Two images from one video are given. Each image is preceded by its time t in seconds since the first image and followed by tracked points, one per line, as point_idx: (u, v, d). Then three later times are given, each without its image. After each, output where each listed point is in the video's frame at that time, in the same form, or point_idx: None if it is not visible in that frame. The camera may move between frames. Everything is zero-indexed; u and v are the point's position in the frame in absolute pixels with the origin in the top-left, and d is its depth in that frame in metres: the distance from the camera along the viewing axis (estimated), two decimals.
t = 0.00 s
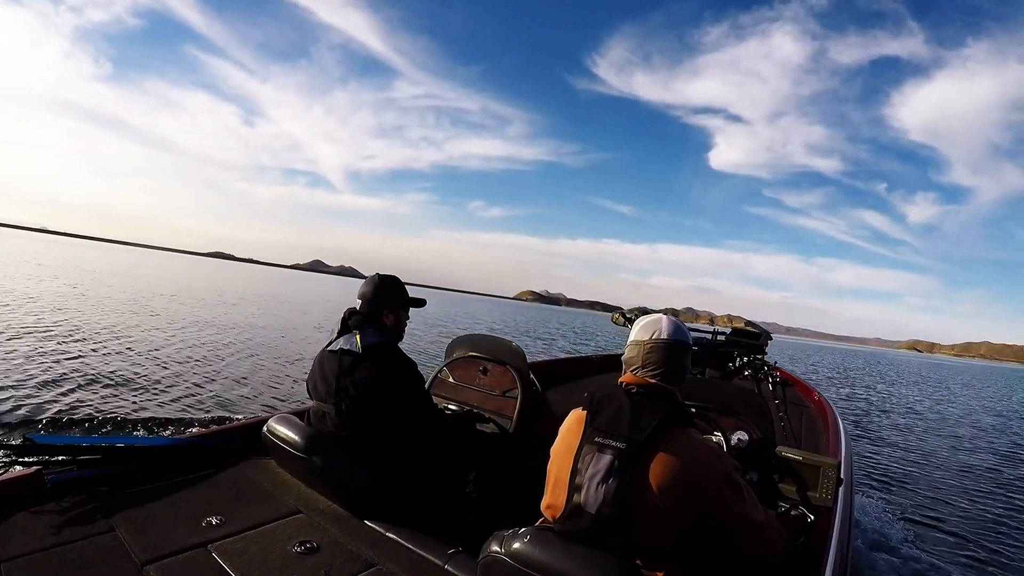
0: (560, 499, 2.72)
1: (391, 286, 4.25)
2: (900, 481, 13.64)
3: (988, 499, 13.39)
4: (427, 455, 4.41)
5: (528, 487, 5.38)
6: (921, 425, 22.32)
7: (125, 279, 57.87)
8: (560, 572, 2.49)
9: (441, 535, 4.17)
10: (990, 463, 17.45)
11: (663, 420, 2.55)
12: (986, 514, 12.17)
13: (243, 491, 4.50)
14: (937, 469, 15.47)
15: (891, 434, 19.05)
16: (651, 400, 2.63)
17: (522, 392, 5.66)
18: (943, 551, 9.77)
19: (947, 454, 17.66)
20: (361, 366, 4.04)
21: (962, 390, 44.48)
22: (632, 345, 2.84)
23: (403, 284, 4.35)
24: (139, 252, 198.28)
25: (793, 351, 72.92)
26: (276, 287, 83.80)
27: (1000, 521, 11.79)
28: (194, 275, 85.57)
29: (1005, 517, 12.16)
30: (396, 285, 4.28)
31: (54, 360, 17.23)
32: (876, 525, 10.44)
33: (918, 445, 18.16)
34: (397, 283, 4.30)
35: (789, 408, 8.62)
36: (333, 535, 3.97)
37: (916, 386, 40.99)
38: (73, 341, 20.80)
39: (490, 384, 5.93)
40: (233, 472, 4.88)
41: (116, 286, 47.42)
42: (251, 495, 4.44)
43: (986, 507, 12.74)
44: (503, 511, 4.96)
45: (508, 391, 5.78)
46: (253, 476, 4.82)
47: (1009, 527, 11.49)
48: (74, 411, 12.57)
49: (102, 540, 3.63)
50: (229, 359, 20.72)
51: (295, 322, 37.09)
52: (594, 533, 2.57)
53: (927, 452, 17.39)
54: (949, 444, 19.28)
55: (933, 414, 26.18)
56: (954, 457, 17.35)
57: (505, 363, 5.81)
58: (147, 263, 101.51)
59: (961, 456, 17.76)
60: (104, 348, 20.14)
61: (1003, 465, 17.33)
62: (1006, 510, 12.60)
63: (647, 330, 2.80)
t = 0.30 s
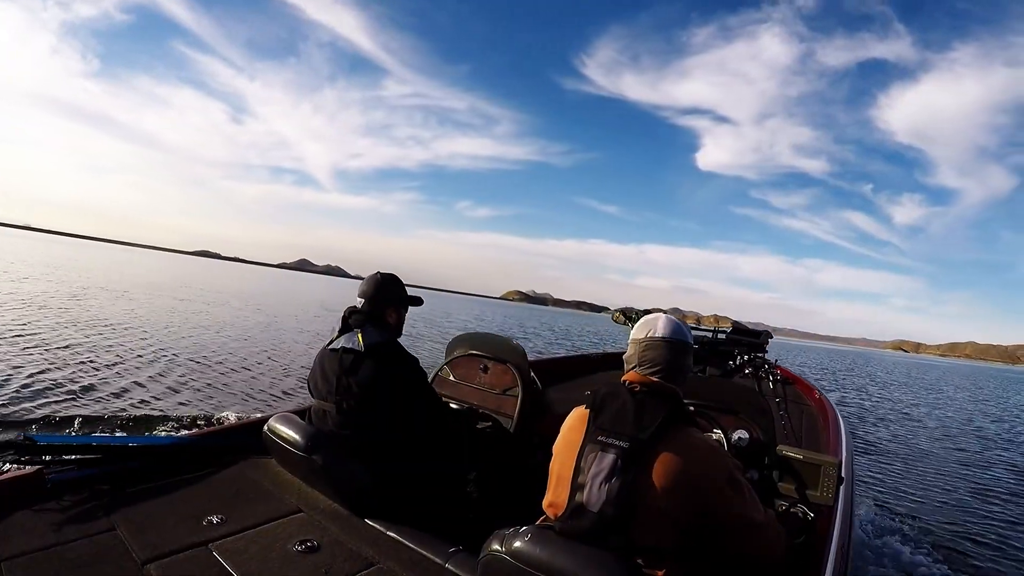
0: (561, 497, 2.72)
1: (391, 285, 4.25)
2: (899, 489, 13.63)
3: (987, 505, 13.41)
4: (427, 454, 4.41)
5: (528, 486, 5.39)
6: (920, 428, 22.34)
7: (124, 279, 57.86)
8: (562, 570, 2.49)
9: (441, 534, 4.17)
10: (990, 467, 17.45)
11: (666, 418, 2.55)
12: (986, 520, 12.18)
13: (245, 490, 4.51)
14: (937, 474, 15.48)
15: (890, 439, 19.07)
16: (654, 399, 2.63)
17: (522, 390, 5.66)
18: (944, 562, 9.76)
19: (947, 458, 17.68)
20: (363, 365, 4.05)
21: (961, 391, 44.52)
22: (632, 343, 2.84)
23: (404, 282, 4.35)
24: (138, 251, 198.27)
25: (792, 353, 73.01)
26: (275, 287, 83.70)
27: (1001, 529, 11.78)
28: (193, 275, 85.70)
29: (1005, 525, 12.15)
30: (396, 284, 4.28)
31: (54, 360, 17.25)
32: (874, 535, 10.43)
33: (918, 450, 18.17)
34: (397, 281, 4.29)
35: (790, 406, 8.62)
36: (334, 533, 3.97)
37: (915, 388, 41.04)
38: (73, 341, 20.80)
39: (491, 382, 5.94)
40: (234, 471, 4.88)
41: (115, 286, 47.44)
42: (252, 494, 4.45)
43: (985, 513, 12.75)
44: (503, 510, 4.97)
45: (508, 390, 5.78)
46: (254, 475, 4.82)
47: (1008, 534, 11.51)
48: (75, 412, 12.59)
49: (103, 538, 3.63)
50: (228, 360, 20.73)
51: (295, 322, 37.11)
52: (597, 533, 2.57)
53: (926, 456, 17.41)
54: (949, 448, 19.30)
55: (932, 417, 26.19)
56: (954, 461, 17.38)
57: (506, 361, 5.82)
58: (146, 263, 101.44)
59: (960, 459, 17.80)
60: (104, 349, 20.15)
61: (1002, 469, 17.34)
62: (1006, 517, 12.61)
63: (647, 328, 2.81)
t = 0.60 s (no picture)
0: (561, 496, 2.72)
1: (389, 283, 4.24)
2: (899, 491, 13.64)
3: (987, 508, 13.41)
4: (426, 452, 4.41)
5: (529, 484, 5.39)
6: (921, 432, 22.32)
7: (123, 278, 57.86)
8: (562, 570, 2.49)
9: (442, 531, 4.18)
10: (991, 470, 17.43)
11: (665, 417, 2.55)
12: (986, 524, 12.17)
13: (246, 487, 4.51)
14: (936, 478, 15.47)
15: (890, 443, 19.06)
16: (653, 398, 2.63)
17: (523, 388, 5.67)
18: (944, 568, 9.75)
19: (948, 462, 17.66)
20: (361, 363, 4.05)
21: (961, 395, 44.48)
22: (626, 339, 2.83)
23: (402, 280, 4.34)
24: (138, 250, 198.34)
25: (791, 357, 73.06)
26: (275, 287, 83.70)
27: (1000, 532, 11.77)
28: (193, 274, 85.74)
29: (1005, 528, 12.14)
30: (395, 282, 4.26)
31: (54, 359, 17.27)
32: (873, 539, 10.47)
33: (918, 454, 18.15)
34: (396, 279, 4.27)
35: (790, 404, 8.62)
36: (335, 531, 3.98)
37: (915, 392, 40.97)
38: (72, 340, 20.79)
39: (492, 380, 5.94)
40: (234, 469, 4.87)
41: (115, 285, 47.43)
42: (253, 492, 4.45)
43: (985, 515, 12.76)
44: (504, 508, 4.99)
45: (509, 388, 5.79)
46: (255, 472, 4.83)
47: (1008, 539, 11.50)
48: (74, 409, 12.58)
49: (103, 536, 3.63)
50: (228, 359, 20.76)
51: (295, 322, 37.13)
52: (597, 532, 2.57)
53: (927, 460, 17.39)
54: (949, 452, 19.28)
55: (933, 421, 26.16)
56: (954, 464, 17.36)
57: (507, 360, 5.81)
58: (146, 262, 101.46)
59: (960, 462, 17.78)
60: (104, 348, 20.16)
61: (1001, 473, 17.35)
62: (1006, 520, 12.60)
63: (642, 325, 2.80)
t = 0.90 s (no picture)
0: (561, 494, 2.72)
1: (390, 282, 4.23)
2: (898, 511, 13.60)
3: (986, 528, 13.35)
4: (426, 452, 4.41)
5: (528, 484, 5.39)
6: (920, 445, 22.26)
7: (122, 275, 57.80)
8: (561, 567, 2.49)
9: (443, 530, 4.18)
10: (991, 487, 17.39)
11: (665, 415, 2.55)
12: (984, 544, 12.18)
13: (246, 486, 4.52)
14: (936, 496, 15.43)
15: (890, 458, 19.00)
16: (653, 396, 2.63)
17: (524, 387, 5.67)
18: None
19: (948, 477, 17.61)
20: (361, 362, 4.05)
21: (960, 407, 44.45)
22: (626, 338, 2.83)
23: (402, 280, 4.33)
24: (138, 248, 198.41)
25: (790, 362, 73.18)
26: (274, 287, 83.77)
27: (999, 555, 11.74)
28: (192, 272, 85.74)
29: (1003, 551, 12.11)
30: (395, 281, 4.26)
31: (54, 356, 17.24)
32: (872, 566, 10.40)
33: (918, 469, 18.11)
34: (398, 279, 4.27)
35: (791, 403, 8.60)
36: (335, 529, 3.98)
37: (914, 403, 40.89)
38: (72, 336, 20.77)
39: (492, 379, 5.94)
40: (235, 467, 4.88)
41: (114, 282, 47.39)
42: (254, 490, 4.45)
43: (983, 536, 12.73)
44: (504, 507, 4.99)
45: (510, 386, 5.79)
46: (255, 471, 4.83)
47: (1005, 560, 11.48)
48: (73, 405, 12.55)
49: (105, 535, 3.63)
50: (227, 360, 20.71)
51: (294, 321, 37.08)
52: (597, 530, 2.56)
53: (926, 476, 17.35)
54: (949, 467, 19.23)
55: (933, 433, 26.11)
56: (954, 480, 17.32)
57: (508, 358, 5.83)
58: (147, 260, 101.37)
59: (961, 478, 17.74)
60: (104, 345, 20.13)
61: (999, 488, 17.41)
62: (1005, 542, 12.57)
63: (642, 324, 2.80)
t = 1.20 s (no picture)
0: (561, 496, 2.72)
1: (390, 286, 4.23)
2: (891, 527, 13.67)
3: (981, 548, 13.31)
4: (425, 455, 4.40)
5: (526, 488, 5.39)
6: (914, 460, 22.33)
7: (117, 271, 57.54)
8: (561, 569, 2.49)
9: (441, 532, 4.18)
10: (986, 505, 17.40)
11: (668, 417, 2.55)
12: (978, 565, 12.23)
13: (244, 489, 4.50)
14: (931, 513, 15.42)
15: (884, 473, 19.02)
16: (655, 398, 2.63)
17: (523, 389, 5.67)
18: None
19: (943, 494, 17.63)
20: (361, 364, 4.04)
21: (952, 422, 44.68)
22: (628, 341, 2.83)
23: (402, 283, 4.33)
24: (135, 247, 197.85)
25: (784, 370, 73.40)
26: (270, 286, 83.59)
27: None
28: (188, 270, 85.48)
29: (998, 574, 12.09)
30: (395, 285, 4.26)
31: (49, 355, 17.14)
32: None
33: (911, 484, 18.11)
34: (399, 282, 4.27)
35: (790, 406, 8.60)
36: (333, 532, 3.96)
37: (908, 417, 41.10)
38: (67, 335, 20.67)
39: (492, 381, 5.93)
40: (233, 469, 4.87)
41: (110, 278, 47.17)
42: (252, 493, 4.44)
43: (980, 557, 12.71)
44: (503, 510, 5.00)
45: (509, 389, 5.78)
46: (253, 474, 4.81)
47: None
48: (69, 408, 12.48)
49: (103, 537, 3.62)
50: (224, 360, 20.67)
51: (292, 322, 37.00)
52: (597, 532, 2.57)
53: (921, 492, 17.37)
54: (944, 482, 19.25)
55: (927, 448, 26.17)
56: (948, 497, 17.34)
57: (507, 361, 5.82)
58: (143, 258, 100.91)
59: (955, 496, 17.74)
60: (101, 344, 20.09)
61: (991, 506, 17.51)
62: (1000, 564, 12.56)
63: (645, 327, 2.80)
